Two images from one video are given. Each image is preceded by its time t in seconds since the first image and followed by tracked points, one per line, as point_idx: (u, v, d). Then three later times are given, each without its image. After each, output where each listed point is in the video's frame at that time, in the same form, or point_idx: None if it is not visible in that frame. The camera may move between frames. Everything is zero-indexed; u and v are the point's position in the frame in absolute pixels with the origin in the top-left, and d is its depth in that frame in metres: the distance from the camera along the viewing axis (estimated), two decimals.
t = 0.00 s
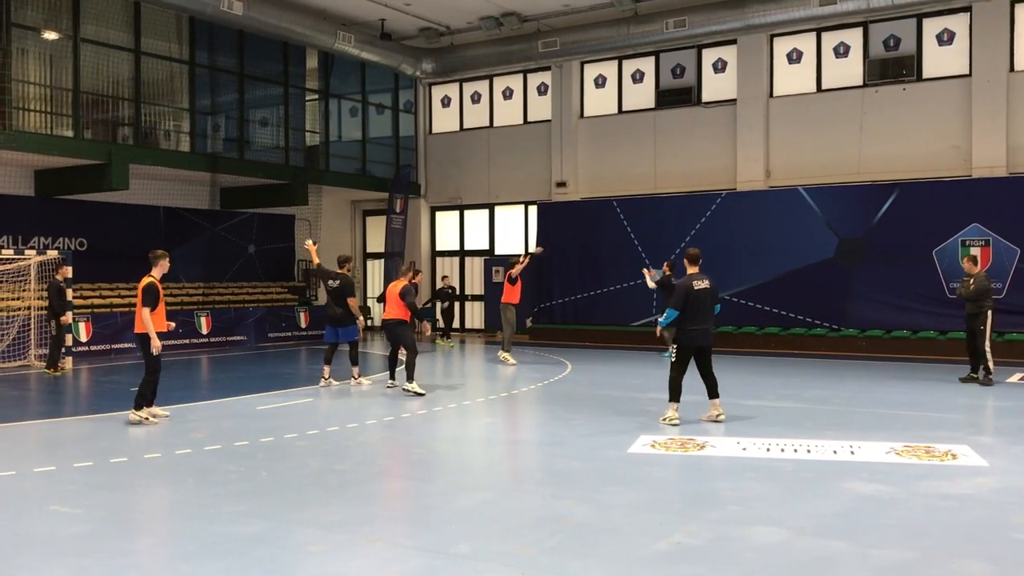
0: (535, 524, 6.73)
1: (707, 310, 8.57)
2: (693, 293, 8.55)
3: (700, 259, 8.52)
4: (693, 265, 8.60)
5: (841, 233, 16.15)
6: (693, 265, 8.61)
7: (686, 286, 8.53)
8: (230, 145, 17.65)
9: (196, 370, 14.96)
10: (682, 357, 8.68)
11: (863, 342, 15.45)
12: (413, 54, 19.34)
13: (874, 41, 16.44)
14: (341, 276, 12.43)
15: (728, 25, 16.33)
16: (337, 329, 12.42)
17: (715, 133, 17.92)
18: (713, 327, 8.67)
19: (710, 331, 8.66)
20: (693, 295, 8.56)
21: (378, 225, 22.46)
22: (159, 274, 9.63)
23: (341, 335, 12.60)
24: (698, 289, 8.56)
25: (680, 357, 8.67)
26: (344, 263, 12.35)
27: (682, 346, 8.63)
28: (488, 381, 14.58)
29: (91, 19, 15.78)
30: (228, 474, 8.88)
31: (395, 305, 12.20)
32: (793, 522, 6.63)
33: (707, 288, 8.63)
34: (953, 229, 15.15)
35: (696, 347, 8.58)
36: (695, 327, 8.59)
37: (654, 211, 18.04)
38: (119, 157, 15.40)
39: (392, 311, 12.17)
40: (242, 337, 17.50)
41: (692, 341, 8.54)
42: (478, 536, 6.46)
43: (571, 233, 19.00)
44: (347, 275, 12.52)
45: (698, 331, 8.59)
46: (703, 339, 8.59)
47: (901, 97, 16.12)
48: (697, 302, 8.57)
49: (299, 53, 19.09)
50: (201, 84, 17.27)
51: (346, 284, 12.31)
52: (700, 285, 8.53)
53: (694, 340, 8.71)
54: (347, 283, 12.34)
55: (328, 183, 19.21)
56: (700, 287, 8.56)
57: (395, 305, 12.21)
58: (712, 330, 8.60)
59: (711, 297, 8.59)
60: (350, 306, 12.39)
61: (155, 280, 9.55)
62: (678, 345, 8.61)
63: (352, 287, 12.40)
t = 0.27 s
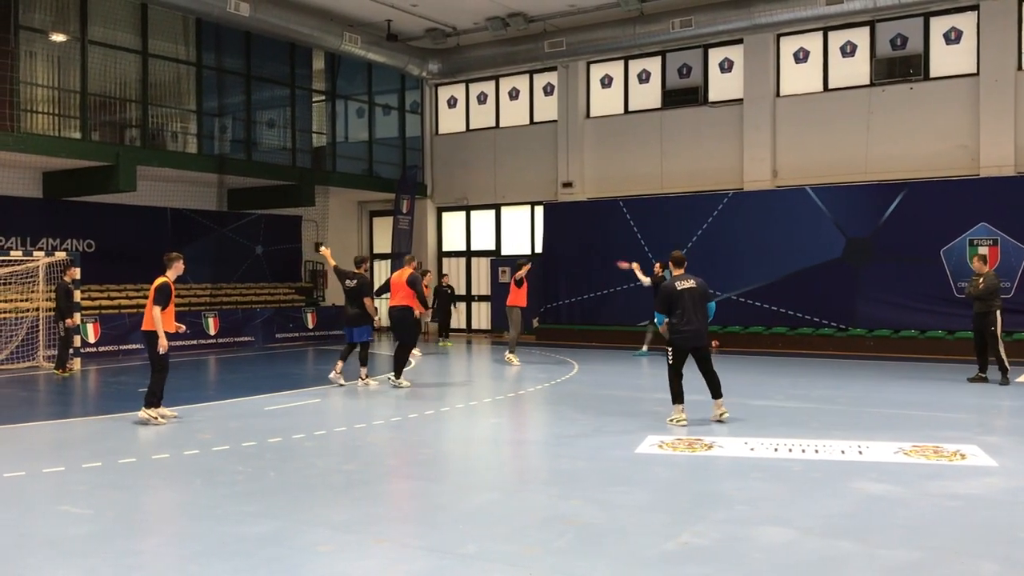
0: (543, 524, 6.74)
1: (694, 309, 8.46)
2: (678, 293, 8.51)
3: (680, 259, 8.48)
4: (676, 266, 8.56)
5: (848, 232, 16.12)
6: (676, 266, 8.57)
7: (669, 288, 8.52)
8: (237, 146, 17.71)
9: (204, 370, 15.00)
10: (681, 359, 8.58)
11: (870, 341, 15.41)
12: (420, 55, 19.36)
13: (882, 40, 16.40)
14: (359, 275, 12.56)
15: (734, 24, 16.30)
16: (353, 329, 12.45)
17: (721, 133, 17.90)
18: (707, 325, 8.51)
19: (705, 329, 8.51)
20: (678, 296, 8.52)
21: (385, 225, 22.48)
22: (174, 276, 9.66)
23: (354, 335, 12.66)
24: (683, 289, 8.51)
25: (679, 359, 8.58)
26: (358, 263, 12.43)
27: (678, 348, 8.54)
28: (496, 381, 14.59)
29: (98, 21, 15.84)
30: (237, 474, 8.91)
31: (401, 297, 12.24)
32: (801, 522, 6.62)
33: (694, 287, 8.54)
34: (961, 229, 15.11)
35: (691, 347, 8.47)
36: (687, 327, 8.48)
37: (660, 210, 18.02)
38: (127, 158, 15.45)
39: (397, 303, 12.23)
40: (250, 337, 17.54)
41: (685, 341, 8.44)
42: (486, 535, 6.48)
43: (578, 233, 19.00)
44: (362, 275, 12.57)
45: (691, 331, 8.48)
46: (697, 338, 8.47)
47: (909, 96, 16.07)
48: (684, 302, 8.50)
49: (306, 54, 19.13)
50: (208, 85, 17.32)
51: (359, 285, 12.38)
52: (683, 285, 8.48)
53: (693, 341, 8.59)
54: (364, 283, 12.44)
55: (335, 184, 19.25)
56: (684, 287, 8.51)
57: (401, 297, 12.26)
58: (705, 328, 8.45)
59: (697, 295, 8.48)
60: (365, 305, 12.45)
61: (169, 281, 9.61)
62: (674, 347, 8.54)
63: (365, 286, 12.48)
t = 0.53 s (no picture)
0: (553, 524, 6.74)
1: (689, 308, 8.42)
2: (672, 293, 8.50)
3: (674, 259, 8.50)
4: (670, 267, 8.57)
5: (856, 232, 16.08)
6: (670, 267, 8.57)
7: (662, 288, 8.51)
8: (245, 148, 17.74)
9: (213, 372, 15.04)
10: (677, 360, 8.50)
11: (879, 342, 15.37)
12: (427, 57, 19.37)
13: (890, 40, 16.36)
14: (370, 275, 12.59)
15: (742, 24, 16.28)
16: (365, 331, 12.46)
17: (729, 133, 17.87)
18: (703, 325, 8.44)
19: (700, 330, 8.44)
20: (672, 296, 8.50)
21: (392, 227, 22.50)
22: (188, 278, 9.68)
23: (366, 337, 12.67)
24: (676, 290, 8.50)
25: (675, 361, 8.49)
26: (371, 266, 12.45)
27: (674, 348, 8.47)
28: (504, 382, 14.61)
29: (107, 23, 15.90)
30: (247, 475, 8.93)
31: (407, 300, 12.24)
32: (811, 523, 6.60)
33: (688, 287, 8.52)
34: (970, 229, 15.06)
35: (686, 346, 8.39)
36: (683, 327, 8.43)
37: (668, 211, 18.01)
38: (135, 161, 15.49)
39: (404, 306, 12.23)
40: (258, 339, 17.57)
41: (680, 341, 8.39)
42: (497, 536, 6.48)
43: (585, 234, 18.99)
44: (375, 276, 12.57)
45: (686, 331, 8.42)
46: (692, 338, 8.40)
47: (917, 96, 16.03)
48: (678, 302, 8.48)
49: (313, 56, 19.16)
50: (216, 88, 17.36)
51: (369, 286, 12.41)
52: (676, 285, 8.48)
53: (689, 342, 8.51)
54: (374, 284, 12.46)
55: (343, 186, 19.29)
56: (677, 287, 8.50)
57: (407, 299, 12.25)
58: (701, 327, 8.39)
59: (691, 295, 8.45)
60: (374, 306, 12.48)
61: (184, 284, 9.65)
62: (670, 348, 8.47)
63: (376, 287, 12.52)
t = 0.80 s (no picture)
0: (561, 525, 6.75)
1: (685, 311, 8.39)
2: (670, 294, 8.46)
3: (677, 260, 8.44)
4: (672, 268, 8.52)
5: (865, 233, 16.03)
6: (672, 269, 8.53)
7: (661, 288, 8.46)
8: (253, 150, 17.78)
9: (221, 373, 15.08)
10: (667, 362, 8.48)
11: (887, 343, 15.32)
12: (433, 58, 19.39)
13: (898, 40, 16.31)
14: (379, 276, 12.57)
15: (749, 25, 16.25)
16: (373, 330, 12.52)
17: (736, 134, 17.85)
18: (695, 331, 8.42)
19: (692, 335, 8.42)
20: (669, 297, 8.46)
21: (399, 228, 22.52)
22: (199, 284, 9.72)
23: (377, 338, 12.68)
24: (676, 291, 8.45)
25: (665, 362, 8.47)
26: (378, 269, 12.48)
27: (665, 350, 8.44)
28: (512, 384, 14.60)
29: (115, 26, 15.96)
30: (255, 476, 8.95)
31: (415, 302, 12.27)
32: (819, 524, 6.58)
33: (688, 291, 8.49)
34: (979, 229, 15.00)
35: (677, 350, 8.37)
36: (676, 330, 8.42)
37: (675, 212, 17.99)
38: (144, 163, 15.54)
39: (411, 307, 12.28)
40: (265, 340, 17.61)
41: (672, 343, 8.35)
42: (506, 537, 6.49)
43: (592, 235, 18.99)
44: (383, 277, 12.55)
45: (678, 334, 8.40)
46: (684, 343, 8.38)
47: (925, 96, 15.98)
48: (676, 304, 8.45)
49: (320, 58, 19.20)
50: (224, 90, 17.41)
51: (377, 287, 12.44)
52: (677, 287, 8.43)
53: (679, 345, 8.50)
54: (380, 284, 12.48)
55: (350, 187, 19.32)
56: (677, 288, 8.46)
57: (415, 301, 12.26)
58: (695, 333, 8.37)
59: (689, 299, 8.43)
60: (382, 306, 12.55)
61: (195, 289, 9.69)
62: (660, 349, 8.45)
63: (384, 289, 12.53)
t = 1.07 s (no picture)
0: (567, 526, 6.73)
1: (663, 315, 8.17)
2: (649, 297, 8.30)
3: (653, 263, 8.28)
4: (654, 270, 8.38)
5: (872, 234, 15.98)
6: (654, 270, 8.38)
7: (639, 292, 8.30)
8: (259, 151, 17.80)
9: (227, 373, 15.09)
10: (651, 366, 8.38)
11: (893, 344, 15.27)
12: (440, 59, 19.39)
13: (904, 39, 16.27)
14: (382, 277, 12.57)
15: (756, 25, 16.21)
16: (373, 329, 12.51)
17: (743, 134, 17.81)
18: (678, 333, 8.19)
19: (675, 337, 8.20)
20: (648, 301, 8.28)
21: (405, 229, 22.52)
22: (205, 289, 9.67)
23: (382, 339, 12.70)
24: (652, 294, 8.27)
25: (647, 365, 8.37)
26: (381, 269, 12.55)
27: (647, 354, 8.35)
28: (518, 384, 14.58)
29: (122, 27, 15.98)
30: (261, 476, 8.95)
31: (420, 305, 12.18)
32: (827, 526, 6.55)
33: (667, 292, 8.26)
34: (986, 229, 14.95)
35: (657, 354, 8.23)
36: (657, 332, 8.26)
37: (682, 213, 17.96)
38: (150, 164, 15.56)
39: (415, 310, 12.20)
40: (272, 341, 17.62)
41: (652, 349, 8.20)
42: (513, 537, 6.48)
43: (598, 235, 18.98)
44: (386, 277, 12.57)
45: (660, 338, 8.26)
46: (665, 347, 8.20)
47: (932, 96, 15.93)
48: (654, 307, 8.25)
49: (326, 59, 19.21)
50: (230, 91, 17.42)
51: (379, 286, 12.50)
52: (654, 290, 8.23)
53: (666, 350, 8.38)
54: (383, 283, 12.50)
55: (355, 188, 19.32)
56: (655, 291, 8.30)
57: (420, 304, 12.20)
58: (676, 336, 8.14)
59: (667, 302, 8.19)
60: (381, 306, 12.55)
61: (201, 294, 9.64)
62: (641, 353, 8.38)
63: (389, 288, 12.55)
